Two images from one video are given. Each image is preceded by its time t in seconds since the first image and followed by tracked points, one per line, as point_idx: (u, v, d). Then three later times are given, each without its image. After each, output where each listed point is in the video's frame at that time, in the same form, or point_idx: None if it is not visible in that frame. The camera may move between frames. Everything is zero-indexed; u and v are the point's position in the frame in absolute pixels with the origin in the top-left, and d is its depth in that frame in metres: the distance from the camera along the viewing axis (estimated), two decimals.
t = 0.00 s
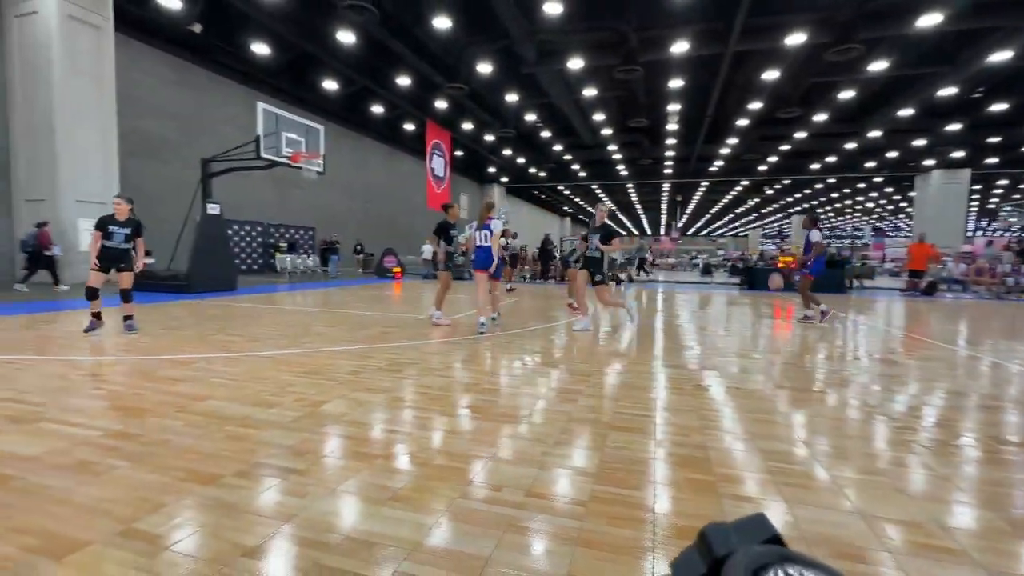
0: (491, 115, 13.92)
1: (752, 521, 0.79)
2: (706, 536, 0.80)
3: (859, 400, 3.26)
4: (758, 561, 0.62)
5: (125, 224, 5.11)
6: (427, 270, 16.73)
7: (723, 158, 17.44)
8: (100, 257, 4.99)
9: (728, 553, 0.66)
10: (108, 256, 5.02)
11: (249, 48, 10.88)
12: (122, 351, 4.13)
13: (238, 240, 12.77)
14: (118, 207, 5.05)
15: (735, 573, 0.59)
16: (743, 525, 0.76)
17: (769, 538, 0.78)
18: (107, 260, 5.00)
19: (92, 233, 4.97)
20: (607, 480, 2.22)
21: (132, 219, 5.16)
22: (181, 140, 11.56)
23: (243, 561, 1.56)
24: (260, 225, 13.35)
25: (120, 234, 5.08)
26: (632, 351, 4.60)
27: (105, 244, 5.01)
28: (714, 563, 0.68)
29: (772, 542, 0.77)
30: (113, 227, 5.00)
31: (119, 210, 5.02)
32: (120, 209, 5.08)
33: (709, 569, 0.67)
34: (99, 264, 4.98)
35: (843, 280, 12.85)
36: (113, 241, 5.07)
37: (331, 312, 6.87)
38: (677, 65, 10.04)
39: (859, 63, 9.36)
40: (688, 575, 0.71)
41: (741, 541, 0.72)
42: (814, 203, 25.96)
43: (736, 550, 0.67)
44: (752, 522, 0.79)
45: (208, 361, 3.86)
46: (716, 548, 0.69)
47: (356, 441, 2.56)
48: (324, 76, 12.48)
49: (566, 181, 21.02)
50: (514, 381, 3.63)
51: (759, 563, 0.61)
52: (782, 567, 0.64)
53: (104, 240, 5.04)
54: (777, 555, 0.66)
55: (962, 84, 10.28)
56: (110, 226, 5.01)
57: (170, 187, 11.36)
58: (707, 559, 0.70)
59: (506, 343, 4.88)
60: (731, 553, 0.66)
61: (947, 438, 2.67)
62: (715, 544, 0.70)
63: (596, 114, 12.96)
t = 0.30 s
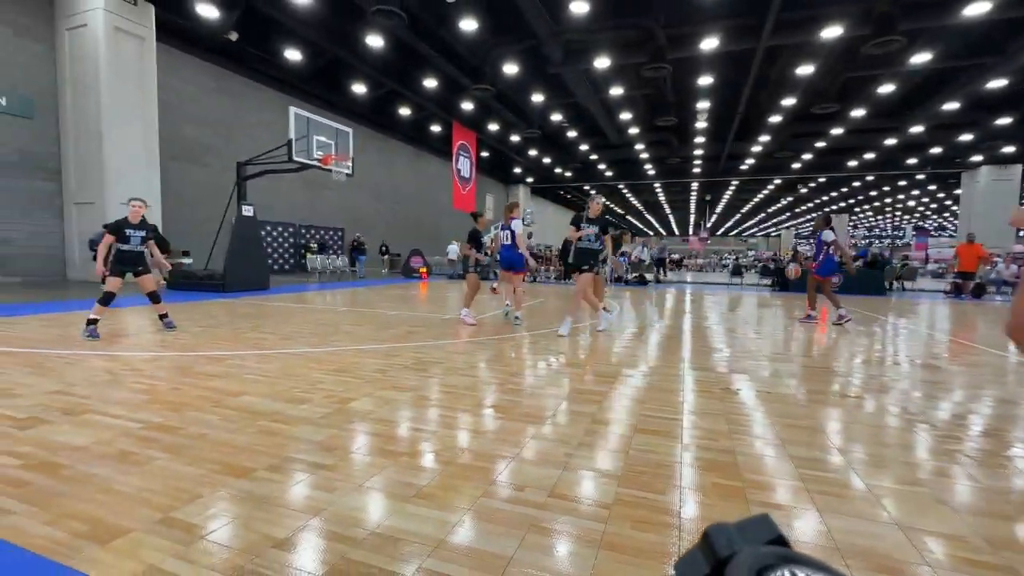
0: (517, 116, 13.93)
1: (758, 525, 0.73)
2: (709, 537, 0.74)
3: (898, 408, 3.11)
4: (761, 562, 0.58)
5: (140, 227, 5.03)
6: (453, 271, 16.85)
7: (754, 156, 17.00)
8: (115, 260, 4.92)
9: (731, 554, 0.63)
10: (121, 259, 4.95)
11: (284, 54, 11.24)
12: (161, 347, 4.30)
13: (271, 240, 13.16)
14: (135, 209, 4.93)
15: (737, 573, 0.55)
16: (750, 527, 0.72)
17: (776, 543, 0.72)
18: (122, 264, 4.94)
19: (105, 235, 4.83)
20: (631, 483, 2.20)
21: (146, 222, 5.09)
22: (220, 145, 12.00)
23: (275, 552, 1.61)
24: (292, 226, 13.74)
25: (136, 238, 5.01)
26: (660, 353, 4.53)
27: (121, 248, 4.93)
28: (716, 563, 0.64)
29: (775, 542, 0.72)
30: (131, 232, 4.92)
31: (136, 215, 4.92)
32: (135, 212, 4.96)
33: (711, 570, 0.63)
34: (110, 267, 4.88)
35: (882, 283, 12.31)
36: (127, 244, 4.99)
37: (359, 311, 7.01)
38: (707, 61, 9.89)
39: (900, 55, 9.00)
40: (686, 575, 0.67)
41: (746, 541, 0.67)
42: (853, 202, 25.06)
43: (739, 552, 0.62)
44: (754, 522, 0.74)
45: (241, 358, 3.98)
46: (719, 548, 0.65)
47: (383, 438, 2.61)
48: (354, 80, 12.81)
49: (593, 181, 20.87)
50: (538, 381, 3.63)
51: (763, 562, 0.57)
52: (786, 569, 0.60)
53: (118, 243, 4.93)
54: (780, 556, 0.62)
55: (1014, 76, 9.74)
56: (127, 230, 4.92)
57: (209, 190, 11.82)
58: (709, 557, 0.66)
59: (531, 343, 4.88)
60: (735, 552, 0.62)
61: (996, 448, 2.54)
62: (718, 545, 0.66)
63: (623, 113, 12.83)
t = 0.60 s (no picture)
0: (535, 116, 13.92)
1: (775, 530, 0.70)
2: (725, 540, 0.71)
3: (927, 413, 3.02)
4: (782, 568, 0.55)
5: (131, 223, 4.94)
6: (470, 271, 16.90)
7: (776, 154, 16.69)
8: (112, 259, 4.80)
9: (750, 558, 0.59)
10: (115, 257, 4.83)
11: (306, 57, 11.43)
12: (186, 344, 4.41)
13: (292, 241, 13.42)
14: (124, 205, 4.83)
15: None
16: (766, 531, 0.69)
17: (793, 549, 0.69)
18: (119, 263, 4.82)
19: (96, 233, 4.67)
20: (648, 485, 2.18)
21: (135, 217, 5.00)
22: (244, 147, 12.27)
23: (295, 547, 1.64)
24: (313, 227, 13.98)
25: (130, 235, 4.91)
26: (678, 353, 4.48)
27: (116, 246, 4.81)
28: (734, 567, 0.61)
29: (797, 549, 0.69)
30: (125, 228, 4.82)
31: (127, 210, 4.83)
32: (124, 207, 4.86)
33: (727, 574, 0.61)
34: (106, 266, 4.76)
35: (908, 285, 11.96)
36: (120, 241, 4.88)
37: (378, 310, 7.09)
38: (728, 58, 9.73)
39: (930, 49, 8.73)
40: None
41: (764, 547, 0.64)
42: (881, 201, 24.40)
43: (756, 556, 0.60)
44: (772, 530, 0.70)
45: (263, 355, 4.06)
46: (736, 552, 0.62)
47: (401, 436, 2.63)
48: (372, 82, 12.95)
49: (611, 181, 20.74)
50: (555, 382, 3.62)
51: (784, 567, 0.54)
52: (808, 575, 0.57)
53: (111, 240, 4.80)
54: (803, 560, 0.59)
55: None
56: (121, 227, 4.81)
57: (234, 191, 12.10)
58: (725, 562, 0.63)
59: (548, 343, 4.88)
60: (754, 556, 0.60)
61: None
62: (735, 548, 0.64)
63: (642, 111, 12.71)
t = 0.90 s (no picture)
0: (545, 116, 13.90)
1: (791, 533, 0.67)
2: (737, 544, 0.69)
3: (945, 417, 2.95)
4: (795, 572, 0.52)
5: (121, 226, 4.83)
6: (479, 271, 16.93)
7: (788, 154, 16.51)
8: (106, 261, 4.62)
9: (761, 559, 0.57)
10: (109, 259, 4.65)
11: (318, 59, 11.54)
12: (200, 344, 4.47)
13: (304, 241, 13.54)
14: (115, 207, 4.75)
15: None
16: (779, 534, 0.67)
17: (807, 553, 0.66)
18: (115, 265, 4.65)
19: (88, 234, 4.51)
20: (658, 487, 2.16)
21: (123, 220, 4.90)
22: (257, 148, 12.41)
23: (306, 545, 1.65)
24: (324, 227, 14.09)
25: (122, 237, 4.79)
26: (688, 354, 4.45)
27: (110, 245, 4.65)
28: (743, 569, 0.59)
29: (809, 553, 0.66)
30: (117, 229, 4.71)
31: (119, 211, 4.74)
32: (115, 210, 4.79)
33: None
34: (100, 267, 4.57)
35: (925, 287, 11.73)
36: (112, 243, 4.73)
37: (388, 310, 7.12)
38: (741, 57, 9.66)
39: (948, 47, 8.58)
40: None
41: (775, 549, 0.61)
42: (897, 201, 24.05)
43: (769, 560, 0.57)
44: (784, 530, 0.68)
45: (275, 355, 4.10)
46: (747, 554, 0.59)
47: (410, 436, 2.64)
48: (383, 83, 13.04)
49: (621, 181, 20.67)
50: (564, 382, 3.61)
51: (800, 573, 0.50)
52: None
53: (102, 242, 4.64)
54: (815, 563, 0.56)
55: None
56: (113, 227, 4.70)
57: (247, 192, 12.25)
58: (734, 562, 0.62)
59: (558, 344, 4.87)
60: (765, 560, 0.57)
61: None
62: (746, 552, 0.61)
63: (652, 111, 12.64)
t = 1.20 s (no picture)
0: (549, 116, 13.87)
1: (802, 536, 0.59)
2: (744, 550, 0.59)
3: (955, 419, 2.92)
4: None
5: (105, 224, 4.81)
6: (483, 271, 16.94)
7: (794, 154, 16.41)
8: (89, 259, 4.60)
9: (770, 566, 0.47)
10: (91, 257, 4.63)
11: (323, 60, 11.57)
12: (207, 343, 4.49)
13: (310, 241, 13.62)
14: (101, 206, 4.68)
15: None
16: (789, 538, 0.58)
17: (820, 558, 0.57)
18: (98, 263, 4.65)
19: (78, 231, 4.47)
20: (662, 488, 2.16)
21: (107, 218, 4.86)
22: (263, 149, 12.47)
23: (312, 544, 1.66)
24: (330, 228, 14.16)
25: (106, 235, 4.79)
26: (693, 355, 4.44)
27: (92, 244, 4.64)
28: None
29: (824, 559, 0.58)
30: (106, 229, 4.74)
31: (107, 210, 4.70)
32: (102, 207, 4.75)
33: None
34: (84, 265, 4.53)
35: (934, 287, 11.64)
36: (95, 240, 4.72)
37: (393, 310, 7.13)
38: (747, 54, 9.58)
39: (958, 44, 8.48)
40: None
41: (788, 554, 0.53)
42: (905, 200, 23.84)
43: (782, 565, 0.47)
44: (793, 533, 0.60)
45: (281, 354, 4.13)
46: (757, 559, 0.50)
47: (416, 436, 2.64)
48: (388, 83, 13.07)
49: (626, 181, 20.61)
50: (569, 382, 3.61)
51: None
52: None
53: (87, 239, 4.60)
54: (828, 569, 0.46)
55: None
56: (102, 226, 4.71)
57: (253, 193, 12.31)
58: (744, 567, 0.52)
59: (562, 344, 4.87)
60: (778, 563, 0.47)
61: None
62: (757, 555, 0.51)
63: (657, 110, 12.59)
